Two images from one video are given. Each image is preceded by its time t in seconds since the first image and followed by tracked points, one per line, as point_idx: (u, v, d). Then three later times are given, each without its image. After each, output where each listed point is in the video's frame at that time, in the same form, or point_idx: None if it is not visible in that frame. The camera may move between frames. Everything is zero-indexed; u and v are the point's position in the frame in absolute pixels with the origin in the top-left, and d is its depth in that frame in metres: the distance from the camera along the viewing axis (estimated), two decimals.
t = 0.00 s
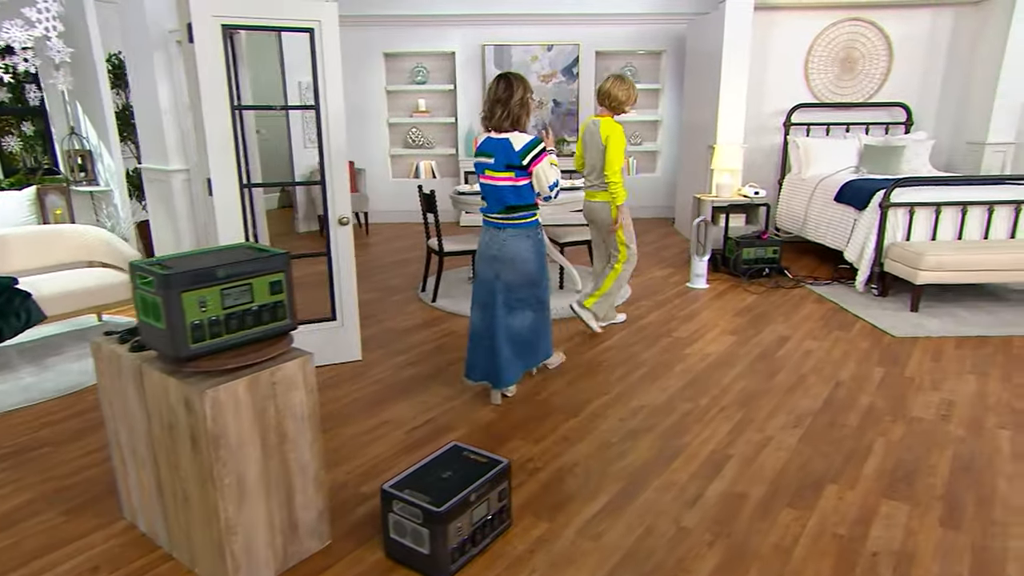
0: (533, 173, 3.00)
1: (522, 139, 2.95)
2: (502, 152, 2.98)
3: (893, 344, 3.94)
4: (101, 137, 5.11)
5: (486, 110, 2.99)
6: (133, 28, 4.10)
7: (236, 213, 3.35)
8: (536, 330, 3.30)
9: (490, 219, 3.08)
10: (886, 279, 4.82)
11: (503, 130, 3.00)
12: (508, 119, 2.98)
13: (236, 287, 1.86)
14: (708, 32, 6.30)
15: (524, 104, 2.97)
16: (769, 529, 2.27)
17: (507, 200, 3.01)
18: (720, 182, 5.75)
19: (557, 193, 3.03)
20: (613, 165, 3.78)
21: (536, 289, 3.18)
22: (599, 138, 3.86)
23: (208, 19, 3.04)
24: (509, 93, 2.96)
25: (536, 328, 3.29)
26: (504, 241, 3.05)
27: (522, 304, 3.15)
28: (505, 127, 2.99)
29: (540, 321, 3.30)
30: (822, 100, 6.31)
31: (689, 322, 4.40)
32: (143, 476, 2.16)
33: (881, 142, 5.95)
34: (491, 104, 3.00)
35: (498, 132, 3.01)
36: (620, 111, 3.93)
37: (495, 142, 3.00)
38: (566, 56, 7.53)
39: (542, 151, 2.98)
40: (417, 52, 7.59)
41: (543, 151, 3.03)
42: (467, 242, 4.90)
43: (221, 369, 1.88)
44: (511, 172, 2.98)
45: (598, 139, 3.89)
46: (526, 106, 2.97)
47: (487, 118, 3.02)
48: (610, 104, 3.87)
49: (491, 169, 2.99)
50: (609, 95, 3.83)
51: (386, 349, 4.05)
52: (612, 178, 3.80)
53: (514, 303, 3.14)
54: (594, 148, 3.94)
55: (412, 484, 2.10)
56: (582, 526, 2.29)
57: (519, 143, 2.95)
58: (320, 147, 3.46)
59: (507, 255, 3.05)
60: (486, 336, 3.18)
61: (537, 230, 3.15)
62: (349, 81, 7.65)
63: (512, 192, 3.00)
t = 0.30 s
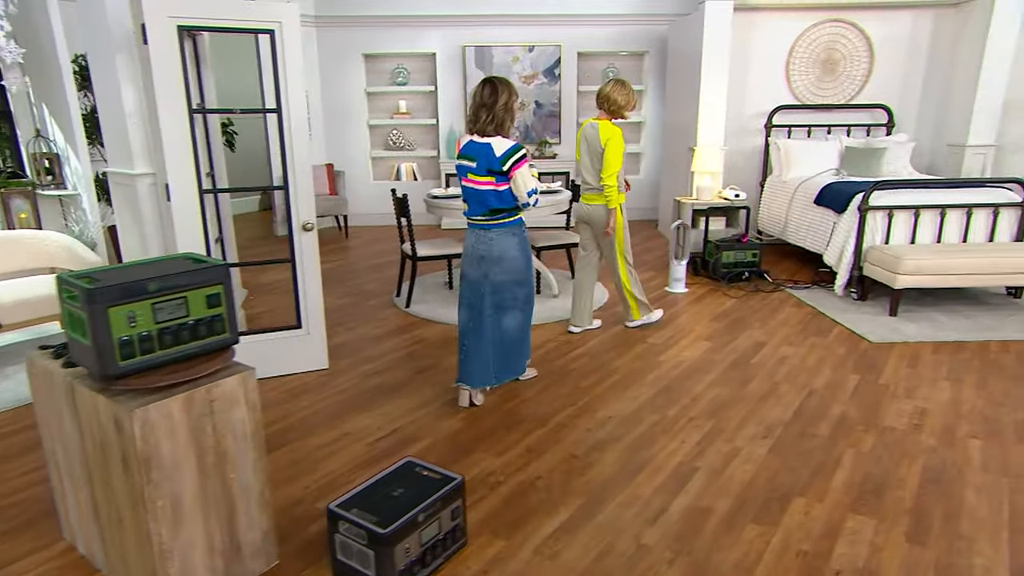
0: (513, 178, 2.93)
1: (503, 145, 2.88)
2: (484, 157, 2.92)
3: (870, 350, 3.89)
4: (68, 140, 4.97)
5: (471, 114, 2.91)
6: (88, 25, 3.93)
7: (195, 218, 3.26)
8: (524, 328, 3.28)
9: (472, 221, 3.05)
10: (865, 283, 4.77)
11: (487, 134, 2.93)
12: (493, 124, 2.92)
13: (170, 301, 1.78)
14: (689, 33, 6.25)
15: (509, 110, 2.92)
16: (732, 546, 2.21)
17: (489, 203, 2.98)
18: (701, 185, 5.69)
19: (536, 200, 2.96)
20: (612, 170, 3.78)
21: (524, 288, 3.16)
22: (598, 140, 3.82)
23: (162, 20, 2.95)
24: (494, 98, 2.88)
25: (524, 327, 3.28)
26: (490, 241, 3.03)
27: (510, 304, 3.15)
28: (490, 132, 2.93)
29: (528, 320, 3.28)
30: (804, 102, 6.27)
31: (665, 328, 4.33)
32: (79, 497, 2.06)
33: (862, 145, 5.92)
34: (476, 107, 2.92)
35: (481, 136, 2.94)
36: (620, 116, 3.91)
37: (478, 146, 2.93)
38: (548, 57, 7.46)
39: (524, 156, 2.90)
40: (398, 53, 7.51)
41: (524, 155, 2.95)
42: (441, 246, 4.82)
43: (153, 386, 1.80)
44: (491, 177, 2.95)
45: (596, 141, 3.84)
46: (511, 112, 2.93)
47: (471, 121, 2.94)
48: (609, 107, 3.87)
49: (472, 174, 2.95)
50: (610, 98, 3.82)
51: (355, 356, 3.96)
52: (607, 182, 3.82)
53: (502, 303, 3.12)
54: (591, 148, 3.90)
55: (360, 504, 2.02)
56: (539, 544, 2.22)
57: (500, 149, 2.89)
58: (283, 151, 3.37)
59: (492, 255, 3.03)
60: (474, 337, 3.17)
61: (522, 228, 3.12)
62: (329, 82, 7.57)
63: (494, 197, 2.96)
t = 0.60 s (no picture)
0: (481, 180, 2.88)
1: (470, 147, 2.87)
2: (456, 159, 2.92)
3: (846, 356, 3.84)
4: (34, 143, 4.90)
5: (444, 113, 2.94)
6: (45, 27, 3.82)
7: (153, 225, 3.17)
8: (507, 328, 3.28)
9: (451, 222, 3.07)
10: (844, 288, 4.71)
11: (458, 135, 2.93)
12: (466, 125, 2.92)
13: (96, 316, 1.68)
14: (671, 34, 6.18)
15: (480, 112, 2.89)
16: (692, 564, 2.14)
17: (461, 204, 2.97)
18: (681, 187, 5.63)
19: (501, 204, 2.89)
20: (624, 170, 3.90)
21: (501, 289, 3.15)
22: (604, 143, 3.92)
23: (113, 21, 2.87)
24: (463, 98, 2.87)
25: (508, 327, 3.27)
26: (463, 242, 3.03)
27: (487, 305, 3.15)
28: (460, 132, 2.93)
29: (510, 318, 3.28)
30: (786, 104, 6.22)
31: (641, 334, 4.27)
32: (11, 520, 1.97)
33: (843, 147, 5.88)
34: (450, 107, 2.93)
35: (451, 136, 2.95)
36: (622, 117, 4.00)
37: (450, 147, 2.94)
38: (530, 58, 7.40)
39: (490, 158, 2.85)
40: (378, 54, 7.42)
41: (495, 157, 2.90)
42: (415, 250, 4.74)
43: (78, 406, 1.71)
44: (459, 179, 2.94)
45: (602, 144, 3.95)
46: (483, 113, 2.90)
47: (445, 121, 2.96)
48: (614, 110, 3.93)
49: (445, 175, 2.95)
50: (615, 101, 3.89)
51: (323, 364, 3.88)
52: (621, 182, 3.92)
53: (479, 304, 3.15)
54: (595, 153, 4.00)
55: (302, 524, 1.95)
56: (493, 564, 2.15)
57: (468, 151, 2.88)
58: (244, 155, 3.29)
59: (465, 256, 3.04)
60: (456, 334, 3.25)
61: (497, 228, 3.07)
62: (308, 82, 7.47)
63: (464, 198, 2.95)
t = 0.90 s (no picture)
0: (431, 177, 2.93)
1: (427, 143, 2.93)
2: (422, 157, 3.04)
3: (827, 363, 3.77)
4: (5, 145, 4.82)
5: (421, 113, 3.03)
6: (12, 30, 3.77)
7: (114, 230, 3.09)
8: (470, 333, 3.23)
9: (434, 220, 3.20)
10: (829, 292, 4.65)
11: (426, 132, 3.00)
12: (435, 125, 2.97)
13: (20, 330, 1.57)
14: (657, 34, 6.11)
15: (440, 109, 2.92)
16: None
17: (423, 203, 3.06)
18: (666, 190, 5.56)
19: (444, 203, 2.91)
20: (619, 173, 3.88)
21: (456, 292, 3.13)
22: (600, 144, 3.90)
23: (68, 21, 2.80)
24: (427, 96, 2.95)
25: (469, 332, 3.22)
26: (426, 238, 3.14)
27: (445, 305, 3.18)
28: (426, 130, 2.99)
29: (471, 324, 3.22)
30: (773, 105, 6.16)
31: (620, 339, 4.20)
32: None
33: (830, 149, 5.82)
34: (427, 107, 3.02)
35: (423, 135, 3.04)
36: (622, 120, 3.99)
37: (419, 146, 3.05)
38: (517, 59, 7.33)
39: (439, 156, 2.88)
40: (364, 54, 7.34)
41: (448, 158, 2.91)
42: (393, 254, 4.67)
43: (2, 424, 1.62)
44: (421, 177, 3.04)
45: (598, 145, 3.92)
46: (443, 110, 2.92)
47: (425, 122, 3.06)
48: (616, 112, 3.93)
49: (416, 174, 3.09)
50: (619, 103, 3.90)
51: (295, 371, 3.81)
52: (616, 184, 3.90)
53: (438, 301, 3.20)
54: (590, 152, 3.95)
55: (246, 545, 1.88)
56: None
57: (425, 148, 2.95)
58: (209, 159, 3.22)
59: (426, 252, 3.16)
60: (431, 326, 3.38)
61: (456, 231, 3.04)
62: (292, 83, 7.39)
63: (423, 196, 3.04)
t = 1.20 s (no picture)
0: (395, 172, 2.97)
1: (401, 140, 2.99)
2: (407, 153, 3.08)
3: (812, 369, 3.70)
4: None
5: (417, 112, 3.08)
6: None
7: (81, 234, 3.03)
8: (434, 335, 3.16)
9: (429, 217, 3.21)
10: (818, 296, 4.58)
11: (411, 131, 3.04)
12: (414, 125, 3.01)
13: None
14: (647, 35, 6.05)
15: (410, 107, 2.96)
16: None
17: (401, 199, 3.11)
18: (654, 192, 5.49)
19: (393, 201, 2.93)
20: (603, 176, 3.81)
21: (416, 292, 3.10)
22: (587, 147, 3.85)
23: (30, 20, 2.74)
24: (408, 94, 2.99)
25: (433, 334, 3.16)
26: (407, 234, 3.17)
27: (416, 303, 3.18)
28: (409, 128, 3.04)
29: (435, 325, 3.14)
30: (764, 106, 6.09)
31: (604, 344, 4.13)
32: None
33: (821, 151, 5.75)
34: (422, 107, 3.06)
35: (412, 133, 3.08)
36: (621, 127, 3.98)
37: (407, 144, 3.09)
38: (508, 60, 7.27)
39: (398, 154, 2.91)
40: (353, 55, 7.29)
41: (409, 158, 2.93)
42: (376, 258, 4.61)
43: None
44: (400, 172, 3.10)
45: (586, 146, 3.88)
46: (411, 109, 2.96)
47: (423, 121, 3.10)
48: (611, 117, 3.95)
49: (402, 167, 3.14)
50: (613, 109, 3.93)
51: (270, 376, 3.74)
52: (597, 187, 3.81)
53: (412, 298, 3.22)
54: (580, 153, 3.91)
55: (191, 562, 1.81)
56: None
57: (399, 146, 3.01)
58: (180, 161, 3.16)
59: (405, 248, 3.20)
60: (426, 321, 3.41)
61: (415, 230, 3.01)
62: (281, 83, 7.34)
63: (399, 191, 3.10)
